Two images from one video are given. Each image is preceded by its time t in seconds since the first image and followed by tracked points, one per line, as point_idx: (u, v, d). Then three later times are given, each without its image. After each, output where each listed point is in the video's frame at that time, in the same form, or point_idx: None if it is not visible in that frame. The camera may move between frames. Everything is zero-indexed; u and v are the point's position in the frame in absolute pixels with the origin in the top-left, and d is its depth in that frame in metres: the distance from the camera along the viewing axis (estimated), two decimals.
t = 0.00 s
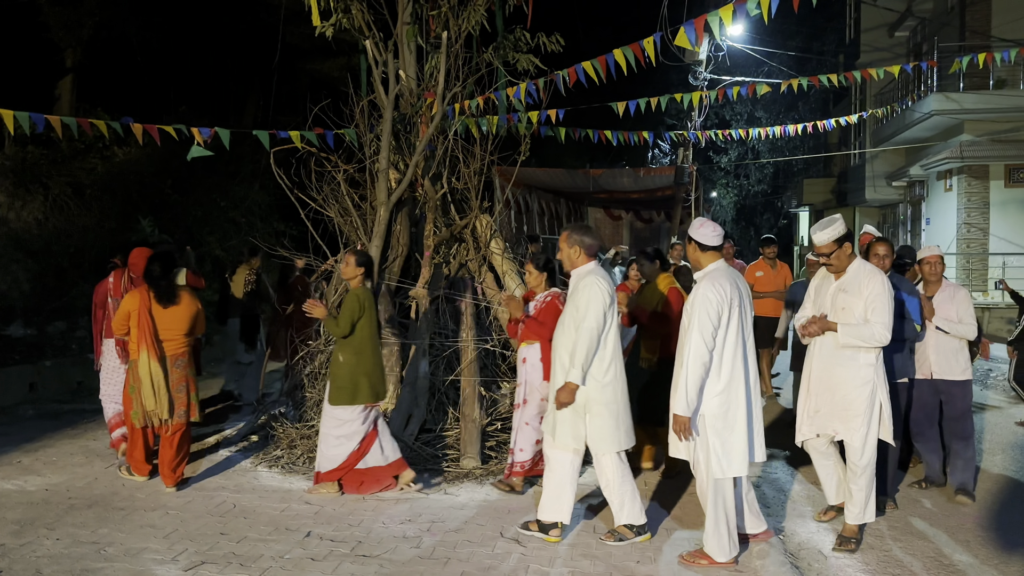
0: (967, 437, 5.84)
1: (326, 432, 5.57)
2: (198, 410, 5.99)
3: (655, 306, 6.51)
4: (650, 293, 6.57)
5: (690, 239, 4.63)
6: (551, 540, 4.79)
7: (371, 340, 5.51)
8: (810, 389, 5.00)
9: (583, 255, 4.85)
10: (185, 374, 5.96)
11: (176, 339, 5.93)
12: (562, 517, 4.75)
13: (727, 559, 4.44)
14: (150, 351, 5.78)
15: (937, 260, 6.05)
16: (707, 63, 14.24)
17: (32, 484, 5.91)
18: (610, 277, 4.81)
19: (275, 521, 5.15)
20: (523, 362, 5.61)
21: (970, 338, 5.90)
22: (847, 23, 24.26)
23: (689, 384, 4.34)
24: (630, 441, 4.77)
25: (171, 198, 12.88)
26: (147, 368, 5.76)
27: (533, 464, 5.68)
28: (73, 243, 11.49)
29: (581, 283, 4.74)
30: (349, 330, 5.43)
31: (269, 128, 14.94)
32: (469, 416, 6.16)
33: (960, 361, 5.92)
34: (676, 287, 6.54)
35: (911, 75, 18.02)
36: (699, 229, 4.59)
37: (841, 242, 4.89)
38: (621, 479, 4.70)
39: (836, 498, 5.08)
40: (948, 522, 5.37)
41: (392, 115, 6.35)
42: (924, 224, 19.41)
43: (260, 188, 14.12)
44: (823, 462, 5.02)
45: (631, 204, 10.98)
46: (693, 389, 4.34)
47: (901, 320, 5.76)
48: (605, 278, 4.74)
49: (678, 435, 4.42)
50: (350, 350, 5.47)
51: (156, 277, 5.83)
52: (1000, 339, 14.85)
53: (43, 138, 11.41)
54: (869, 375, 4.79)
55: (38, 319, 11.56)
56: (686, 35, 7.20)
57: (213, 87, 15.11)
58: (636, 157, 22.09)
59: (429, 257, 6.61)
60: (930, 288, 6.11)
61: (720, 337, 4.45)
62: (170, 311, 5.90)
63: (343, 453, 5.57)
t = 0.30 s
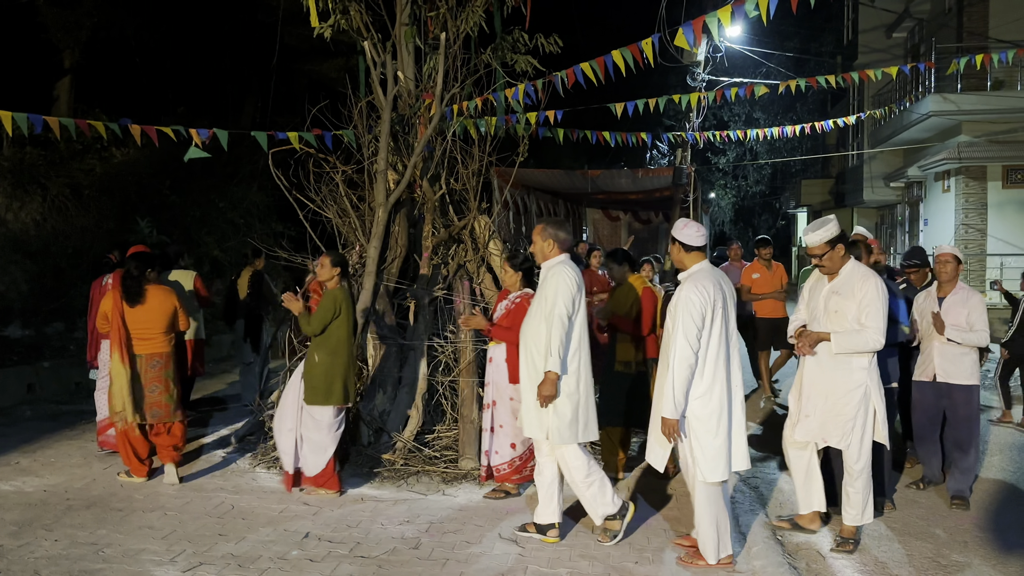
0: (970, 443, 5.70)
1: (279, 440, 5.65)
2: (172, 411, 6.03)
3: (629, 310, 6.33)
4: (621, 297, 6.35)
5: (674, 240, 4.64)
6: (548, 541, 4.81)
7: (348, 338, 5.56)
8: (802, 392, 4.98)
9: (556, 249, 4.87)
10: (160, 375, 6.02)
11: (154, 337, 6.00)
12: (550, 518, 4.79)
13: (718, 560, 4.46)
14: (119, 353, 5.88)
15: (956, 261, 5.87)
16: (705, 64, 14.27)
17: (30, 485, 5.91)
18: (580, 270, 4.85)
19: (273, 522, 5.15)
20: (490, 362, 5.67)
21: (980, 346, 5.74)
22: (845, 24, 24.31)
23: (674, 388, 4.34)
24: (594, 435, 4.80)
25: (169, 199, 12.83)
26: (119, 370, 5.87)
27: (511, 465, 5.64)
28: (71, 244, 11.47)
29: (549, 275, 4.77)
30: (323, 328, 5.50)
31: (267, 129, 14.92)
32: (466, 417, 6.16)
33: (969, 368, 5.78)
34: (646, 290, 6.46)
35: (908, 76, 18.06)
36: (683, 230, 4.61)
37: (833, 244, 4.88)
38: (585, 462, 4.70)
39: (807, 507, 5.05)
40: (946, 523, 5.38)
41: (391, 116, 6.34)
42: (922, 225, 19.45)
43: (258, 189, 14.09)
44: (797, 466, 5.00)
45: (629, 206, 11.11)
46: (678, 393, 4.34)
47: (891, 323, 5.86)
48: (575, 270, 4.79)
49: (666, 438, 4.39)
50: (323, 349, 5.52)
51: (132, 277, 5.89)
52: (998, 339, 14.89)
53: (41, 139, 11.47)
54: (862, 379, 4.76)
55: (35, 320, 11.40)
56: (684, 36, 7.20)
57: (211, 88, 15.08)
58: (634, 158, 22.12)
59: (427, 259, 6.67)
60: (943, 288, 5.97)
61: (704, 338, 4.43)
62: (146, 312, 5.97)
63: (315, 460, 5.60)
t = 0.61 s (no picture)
0: (969, 448, 5.63)
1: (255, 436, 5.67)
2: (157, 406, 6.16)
3: (610, 306, 6.05)
4: (603, 291, 6.12)
5: (656, 241, 4.62)
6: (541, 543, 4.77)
7: (332, 334, 5.59)
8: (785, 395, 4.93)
9: (539, 248, 4.87)
10: (150, 372, 6.12)
11: (144, 337, 6.09)
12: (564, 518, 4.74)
13: (716, 558, 4.45)
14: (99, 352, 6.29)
15: (956, 264, 5.82)
16: (703, 65, 14.27)
17: (28, 486, 5.90)
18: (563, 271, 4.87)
19: (271, 523, 5.14)
20: (467, 363, 5.75)
21: (983, 348, 5.63)
22: (842, 25, 24.34)
23: (672, 384, 4.32)
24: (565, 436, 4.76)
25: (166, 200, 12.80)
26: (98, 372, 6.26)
27: (489, 467, 5.65)
28: (69, 245, 11.46)
29: (534, 276, 4.75)
30: (306, 327, 5.50)
31: (265, 130, 14.91)
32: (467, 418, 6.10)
33: (970, 370, 5.66)
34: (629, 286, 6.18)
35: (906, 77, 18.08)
36: (667, 232, 4.60)
37: (813, 245, 4.91)
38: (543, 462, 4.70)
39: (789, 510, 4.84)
40: (943, 523, 5.38)
41: (389, 116, 6.35)
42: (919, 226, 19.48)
43: (256, 190, 14.01)
44: (772, 465, 4.88)
45: (627, 206, 10.93)
46: (676, 389, 4.32)
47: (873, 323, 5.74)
48: (558, 268, 4.80)
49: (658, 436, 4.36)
50: (308, 348, 5.54)
51: (121, 275, 6.03)
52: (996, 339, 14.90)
53: (38, 140, 11.44)
54: (847, 380, 4.74)
55: (33, 321, 11.01)
56: (683, 37, 7.20)
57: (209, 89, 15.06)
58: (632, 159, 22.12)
59: (425, 259, 6.66)
60: (953, 287, 5.86)
61: (701, 336, 4.45)
62: (135, 311, 6.04)
63: (309, 458, 5.64)
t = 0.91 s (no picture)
0: (967, 450, 5.59)
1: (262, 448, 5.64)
2: (160, 406, 6.17)
3: (586, 311, 5.80)
4: (580, 295, 5.83)
5: (626, 245, 4.54)
6: (545, 541, 4.80)
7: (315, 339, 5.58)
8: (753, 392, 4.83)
9: (523, 249, 4.78)
10: (152, 371, 6.14)
11: (147, 337, 6.09)
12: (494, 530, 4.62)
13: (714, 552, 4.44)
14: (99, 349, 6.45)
15: (952, 265, 5.75)
16: (701, 66, 14.26)
17: (26, 486, 5.89)
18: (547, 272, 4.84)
19: (270, 524, 5.14)
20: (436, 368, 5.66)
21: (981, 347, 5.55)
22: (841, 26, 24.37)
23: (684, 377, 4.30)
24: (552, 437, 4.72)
25: (165, 200, 12.79)
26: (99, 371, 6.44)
27: (462, 466, 5.66)
28: (67, 245, 11.45)
29: (518, 276, 4.66)
30: (286, 333, 5.49)
31: (264, 131, 14.89)
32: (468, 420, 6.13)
33: (968, 370, 5.59)
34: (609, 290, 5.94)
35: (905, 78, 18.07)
36: (636, 232, 4.51)
37: (780, 240, 4.79)
38: (502, 472, 4.61)
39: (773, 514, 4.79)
40: (942, 524, 5.38)
41: (387, 116, 6.33)
42: (917, 226, 19.49)
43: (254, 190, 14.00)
44: (762, 469, 4.74)
45: (626, 207, 10.93)
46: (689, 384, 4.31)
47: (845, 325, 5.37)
48: (541, 269, 4.74)
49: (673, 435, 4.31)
50: (287, 351, 5.52)
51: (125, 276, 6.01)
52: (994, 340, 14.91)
53: (36, 140, 11.42)
54: (816, 374, 4.68)
55: (30, 322, 11.09)
56: (681, 37, 7.19)
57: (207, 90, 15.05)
58: (631, 159, 22.12)
59: (423, 260, 6.58)
60: (949, 289, 5.80)
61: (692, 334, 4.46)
62: (138, 311, 6.04)
63: (305, 457, 5.64)
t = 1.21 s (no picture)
0: (960, 451, 5.57)
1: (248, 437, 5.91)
2: (172, 401, 6.35)
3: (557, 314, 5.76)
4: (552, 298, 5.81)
5: (607, 238, 4.57)
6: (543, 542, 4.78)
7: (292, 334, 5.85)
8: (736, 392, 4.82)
9: (500, 252, 4.72)
10: (161, 368, 6.31)
11: (155, 335, 6.29)
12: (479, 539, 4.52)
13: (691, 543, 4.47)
14: (119, 349, 6.23)
15: (935, 269, 5.69)
16: (699, 66, 14.26)
17: (24, 487, 5.88)
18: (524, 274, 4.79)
19: (268, 524, 5.14)
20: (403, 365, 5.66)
21: (974, 349, 5.51)
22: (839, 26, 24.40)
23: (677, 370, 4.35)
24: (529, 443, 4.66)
25: (163, 201, 12.79)
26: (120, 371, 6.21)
27: (436, 463, 5.63)
28: (66, 246, 11.46)
29: (494, 278, 4.61)
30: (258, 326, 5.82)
31: (262, 131, 14.89)
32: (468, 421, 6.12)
33: (963, 373, 5.56)
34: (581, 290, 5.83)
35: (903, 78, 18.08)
36: (615, 228, 4.57)
37: (758, 238, 4.79)
38: (478, 481, 4.53)
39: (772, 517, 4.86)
40: (940, 524, 5.38)
41: (386, 117, 6.35)
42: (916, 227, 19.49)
43: (252, 191, 14.00)
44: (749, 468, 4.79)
45: (625, 207, 10.90)
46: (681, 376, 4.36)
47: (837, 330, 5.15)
48: (516, 272, 4.68)
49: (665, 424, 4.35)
50: (262, 343, 5.81)
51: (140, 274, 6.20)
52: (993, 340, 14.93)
53: (35, 141, 11.42)
54: (796, 373, 4.61)
55: (29, 323, 11.09)
56: (679, 38, 7.20)
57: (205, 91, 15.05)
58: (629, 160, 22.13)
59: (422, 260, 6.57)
60: (936, 292, 5.75)
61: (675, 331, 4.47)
62: (150, 310, 6.24)
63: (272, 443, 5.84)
